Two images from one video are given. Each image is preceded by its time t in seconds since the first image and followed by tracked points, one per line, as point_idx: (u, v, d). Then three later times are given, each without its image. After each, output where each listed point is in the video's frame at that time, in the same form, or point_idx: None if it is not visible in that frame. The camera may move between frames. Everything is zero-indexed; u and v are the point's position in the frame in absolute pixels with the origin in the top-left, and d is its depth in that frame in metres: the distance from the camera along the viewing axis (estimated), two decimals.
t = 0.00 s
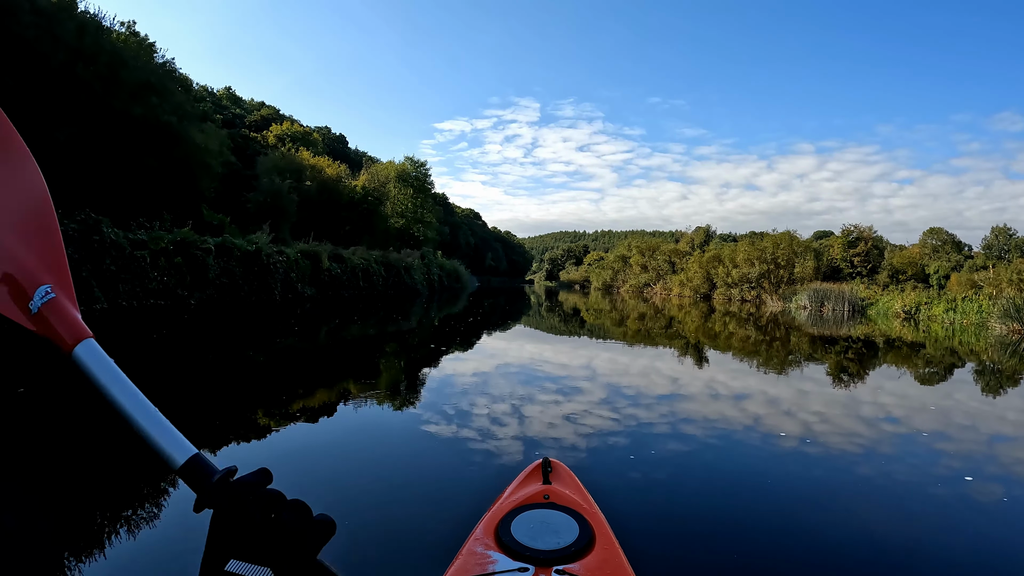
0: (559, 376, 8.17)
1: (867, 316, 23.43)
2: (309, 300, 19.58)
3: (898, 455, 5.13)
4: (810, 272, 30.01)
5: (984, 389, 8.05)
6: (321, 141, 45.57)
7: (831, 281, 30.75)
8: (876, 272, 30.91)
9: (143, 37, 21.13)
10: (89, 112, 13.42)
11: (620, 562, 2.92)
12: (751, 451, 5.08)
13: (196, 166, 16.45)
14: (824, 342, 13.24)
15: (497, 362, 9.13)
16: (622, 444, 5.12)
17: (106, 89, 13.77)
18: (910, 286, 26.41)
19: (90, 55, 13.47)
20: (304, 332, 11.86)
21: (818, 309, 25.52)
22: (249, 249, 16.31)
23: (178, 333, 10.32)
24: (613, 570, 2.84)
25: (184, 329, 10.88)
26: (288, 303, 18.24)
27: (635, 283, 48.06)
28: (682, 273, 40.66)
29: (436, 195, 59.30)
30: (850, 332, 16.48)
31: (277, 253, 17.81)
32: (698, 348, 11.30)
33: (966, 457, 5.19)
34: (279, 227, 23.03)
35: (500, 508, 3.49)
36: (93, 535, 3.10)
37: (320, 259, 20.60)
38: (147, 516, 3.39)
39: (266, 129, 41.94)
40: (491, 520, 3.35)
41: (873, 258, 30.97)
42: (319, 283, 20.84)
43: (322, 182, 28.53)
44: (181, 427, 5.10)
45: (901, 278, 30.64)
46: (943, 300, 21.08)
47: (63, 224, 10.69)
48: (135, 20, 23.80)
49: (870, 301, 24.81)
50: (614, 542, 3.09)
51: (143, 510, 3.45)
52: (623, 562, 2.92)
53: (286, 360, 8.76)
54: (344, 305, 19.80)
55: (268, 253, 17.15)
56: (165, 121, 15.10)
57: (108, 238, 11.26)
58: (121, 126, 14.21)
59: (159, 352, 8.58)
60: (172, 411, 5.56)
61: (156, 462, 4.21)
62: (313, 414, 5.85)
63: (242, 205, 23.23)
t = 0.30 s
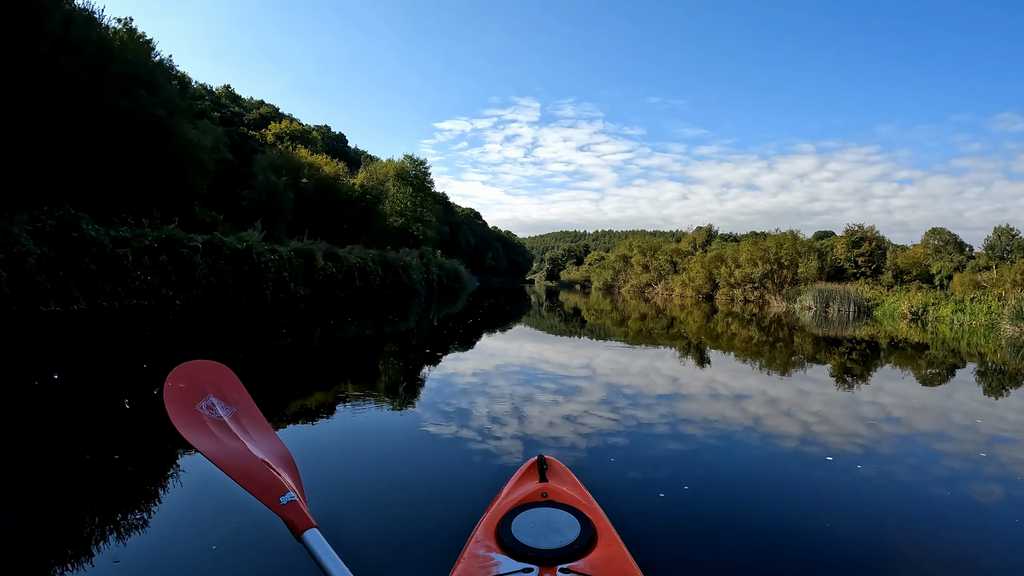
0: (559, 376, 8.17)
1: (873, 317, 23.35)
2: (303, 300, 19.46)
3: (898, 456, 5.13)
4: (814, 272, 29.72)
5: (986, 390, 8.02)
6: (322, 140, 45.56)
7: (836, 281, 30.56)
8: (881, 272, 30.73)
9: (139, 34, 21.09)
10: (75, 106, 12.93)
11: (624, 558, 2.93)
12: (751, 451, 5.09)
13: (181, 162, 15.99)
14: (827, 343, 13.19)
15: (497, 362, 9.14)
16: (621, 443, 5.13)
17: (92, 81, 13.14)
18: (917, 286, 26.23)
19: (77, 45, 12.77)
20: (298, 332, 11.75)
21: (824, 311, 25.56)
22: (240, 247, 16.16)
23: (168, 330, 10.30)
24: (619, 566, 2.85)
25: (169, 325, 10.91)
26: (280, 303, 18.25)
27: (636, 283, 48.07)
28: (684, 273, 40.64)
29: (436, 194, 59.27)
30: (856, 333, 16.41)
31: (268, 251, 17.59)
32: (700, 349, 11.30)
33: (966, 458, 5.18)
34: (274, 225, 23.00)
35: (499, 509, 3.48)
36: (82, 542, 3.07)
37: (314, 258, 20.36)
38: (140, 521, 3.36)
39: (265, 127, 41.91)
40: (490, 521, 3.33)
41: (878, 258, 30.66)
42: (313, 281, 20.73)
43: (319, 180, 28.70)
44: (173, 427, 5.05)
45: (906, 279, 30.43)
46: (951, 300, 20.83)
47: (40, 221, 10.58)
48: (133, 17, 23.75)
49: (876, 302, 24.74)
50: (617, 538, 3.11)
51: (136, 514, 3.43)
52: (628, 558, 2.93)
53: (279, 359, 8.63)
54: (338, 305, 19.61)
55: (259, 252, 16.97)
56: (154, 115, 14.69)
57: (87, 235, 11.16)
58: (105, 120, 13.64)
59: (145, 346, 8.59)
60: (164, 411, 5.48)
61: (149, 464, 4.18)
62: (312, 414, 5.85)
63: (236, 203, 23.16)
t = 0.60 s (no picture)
0: (559, 376, 8.18)
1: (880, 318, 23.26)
2: (295, 300, 19.29)
3: (898, 456, 5.13)
4: (818, 272, 29.62)
5: (988, 392, 8.00)
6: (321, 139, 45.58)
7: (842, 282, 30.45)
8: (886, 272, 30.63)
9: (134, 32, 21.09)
10: (58, 98, 12.64)
11: (610, 554, 2.94)
12: (750, 452, 5.09)
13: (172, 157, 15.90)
14: (831, 345, 13.19)
15: (497, 362, 9.12)
16: (622, 444, 5.13)
17: (80, 75, 13.04)
18: (922, 287, 26.10)
19: (59, 37, 12.68)
20: (289, 332, 11.66)
21: (828, 311, 25.51)
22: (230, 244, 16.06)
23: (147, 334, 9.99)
24: (605, 563, 2.87)
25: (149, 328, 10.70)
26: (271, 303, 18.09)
27: (637, 283, 48.05)
28: (686, 273, 40.63)
29: (436, 194, 59.19)
30: (860, 334, 16.36)
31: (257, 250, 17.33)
32: (702, 349, 11.31)
33: (965, 458, 5.19)
34: (270, 225, 22.97)
35: (483, 508, 3.48)
36: (71, 548, 3.06)
37: (306, 256, 20.13)
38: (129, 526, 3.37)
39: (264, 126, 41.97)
40: (476, 520, 3.33)
41: (882, 258, 30.46)
42: (306, 281, 20.54)
43: (317, 179, 28.66)
44: (161, 431, 5.02)
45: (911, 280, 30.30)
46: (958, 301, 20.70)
47: (15, 216, 10.20)
48: (129, 13, 23.65)
49: (882, 302, 24.73)
50: (602, 533, 3.14)
51: (125, 520, 3.43)
52: (613, 554, 2.95)
53: (263, 360, 8.50)
54: (331, 305, 19.41)
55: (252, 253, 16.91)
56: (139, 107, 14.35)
57: (64, 232, 10.84)
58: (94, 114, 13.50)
59: (119, 351, 8.28)
60: (152, 414, 5.45)
61: (137, 469, 4.17)
62: (311, 414, 5.84)
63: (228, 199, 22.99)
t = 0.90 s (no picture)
0: (559, 376, 8.17)
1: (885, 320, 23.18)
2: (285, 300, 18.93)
3: (899, 457, 5.13)
4: (821, 273, 29.62)
5: (991, 393, 7.99)
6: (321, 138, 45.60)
7: (846, 282, 30.41)
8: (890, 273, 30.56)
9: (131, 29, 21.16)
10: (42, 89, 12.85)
11: (603, 558, 2.93)
12: (751, 452, 5.08)
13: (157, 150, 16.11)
14: (834, 346, 13.19)
15: (497, 361, 9.11)
16: (622, 444, 5.13)
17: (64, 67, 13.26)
18: (925, 288, 26.04)
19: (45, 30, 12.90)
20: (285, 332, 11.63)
21: (833, 312, 25.50)
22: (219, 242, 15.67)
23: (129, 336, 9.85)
24: (596, 566, 2.86)
25: (134, 330, 10.56)
26: (260, 303, 17.72)
27: (638, 283, 48.05)
28: (687, 273, 40.64)
29: (436, 193, 59.22)
30: (866, 336, 16.33)
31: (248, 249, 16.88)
32: (705, 350, 11.31)
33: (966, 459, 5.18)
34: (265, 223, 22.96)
35: (476, 511, 3.48)
36: (55, 556, 3.01)
37: (300, 255, 19.82)
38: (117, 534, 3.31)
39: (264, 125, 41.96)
40: (468, 524, 3.34)
41: (886, 258, 30.35)
42: (298, 280, 20.13)
43: (314, 177, 28.72)
44: (148, 433, 4.96)
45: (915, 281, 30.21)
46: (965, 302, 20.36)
47: None
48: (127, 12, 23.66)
49: (888, 304, 24.66)
50: (594, 537, 3.12)
51: (113, 524, 3.39)
52: (606, 557, 2.94)
53: (251, 360, 8.41)
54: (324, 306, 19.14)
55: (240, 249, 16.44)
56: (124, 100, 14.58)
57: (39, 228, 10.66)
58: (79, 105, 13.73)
59: (105, 353, 8.16)
60: (137, 418, 5.38)
61: (122, 471, 4.12)
62: (310, 414, 5.82)
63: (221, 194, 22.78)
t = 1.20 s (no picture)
0: (559, 374, 8.18)
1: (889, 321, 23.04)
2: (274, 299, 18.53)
3: (898, 457, 5.13)
4: (825, 273, 29.58)
5: (992, 395, 7.99)
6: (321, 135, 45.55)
7: (849, 283, 30.37)
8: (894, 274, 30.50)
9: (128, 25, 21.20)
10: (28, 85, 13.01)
11: (601, 553, 2.95)
12: (750, 452, 5.09)
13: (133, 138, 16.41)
14: (837, 347, 13.19)
15: (498, 360, 9.12)
16: (621, 443, 5.14)
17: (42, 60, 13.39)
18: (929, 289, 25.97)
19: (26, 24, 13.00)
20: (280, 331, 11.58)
21: (838, 313, 25.46)
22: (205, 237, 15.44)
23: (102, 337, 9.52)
24: (595, 560, 2.88)
25: (111, 330, 10.31)
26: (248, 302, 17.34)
27: (639, 283, 48.03)
28: (689, 273, 40.62)
29: (437, 191, 59.21)
30: (871, 337, 16.27)
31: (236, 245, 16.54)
32: (705, 350, 11.33)
33: (965, 460, 5.20)
34: (257, 218, 22.80)
35: (479, 502, 3.55)
36: (46, 555, 3.03)
37: (291, 253, 19.42)
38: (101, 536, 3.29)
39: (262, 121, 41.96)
40: (471, 513, 3.40)
41: (889, 259, 30.30)
42: (288, 278, 19.77)
43: (309, 173, 28.75)
44: (115, 440, 4.76)
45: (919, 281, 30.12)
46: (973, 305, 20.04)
47: None
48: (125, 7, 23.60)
49: (893, 305, 24.55)
50: (593, 532, 3.15)
51: (101, 528, 3.36)
52: (603, 552, 2.96)
53: (233, 362, 8.19)
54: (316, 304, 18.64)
55: (228, 248, 16.05)
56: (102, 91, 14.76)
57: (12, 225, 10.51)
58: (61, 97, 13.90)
59: (100, 354, 8.17)
60: (114, 422, 5.23)
61: (86, 477, 3.97)
62: (309, 413, 5.81)
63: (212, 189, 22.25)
